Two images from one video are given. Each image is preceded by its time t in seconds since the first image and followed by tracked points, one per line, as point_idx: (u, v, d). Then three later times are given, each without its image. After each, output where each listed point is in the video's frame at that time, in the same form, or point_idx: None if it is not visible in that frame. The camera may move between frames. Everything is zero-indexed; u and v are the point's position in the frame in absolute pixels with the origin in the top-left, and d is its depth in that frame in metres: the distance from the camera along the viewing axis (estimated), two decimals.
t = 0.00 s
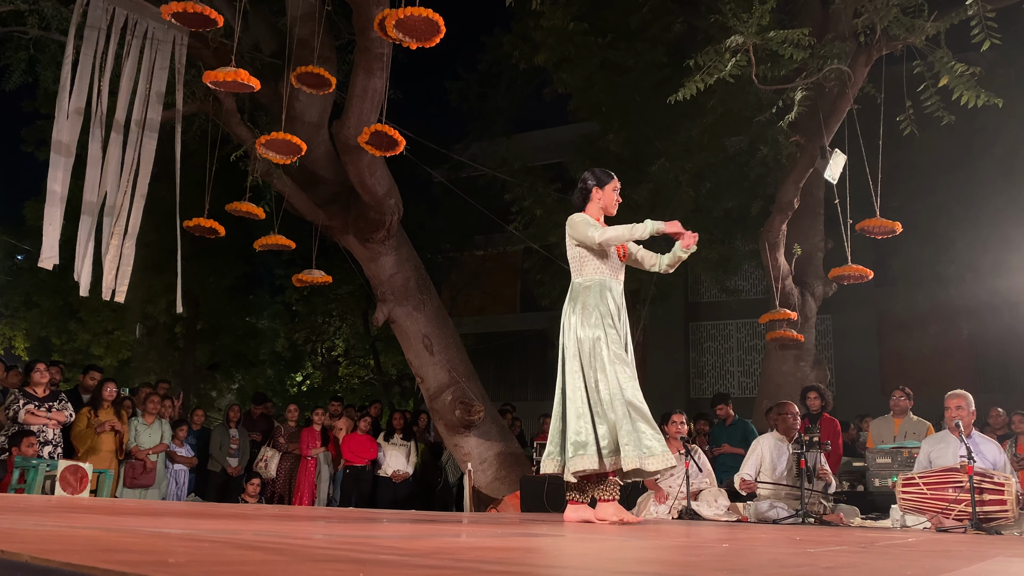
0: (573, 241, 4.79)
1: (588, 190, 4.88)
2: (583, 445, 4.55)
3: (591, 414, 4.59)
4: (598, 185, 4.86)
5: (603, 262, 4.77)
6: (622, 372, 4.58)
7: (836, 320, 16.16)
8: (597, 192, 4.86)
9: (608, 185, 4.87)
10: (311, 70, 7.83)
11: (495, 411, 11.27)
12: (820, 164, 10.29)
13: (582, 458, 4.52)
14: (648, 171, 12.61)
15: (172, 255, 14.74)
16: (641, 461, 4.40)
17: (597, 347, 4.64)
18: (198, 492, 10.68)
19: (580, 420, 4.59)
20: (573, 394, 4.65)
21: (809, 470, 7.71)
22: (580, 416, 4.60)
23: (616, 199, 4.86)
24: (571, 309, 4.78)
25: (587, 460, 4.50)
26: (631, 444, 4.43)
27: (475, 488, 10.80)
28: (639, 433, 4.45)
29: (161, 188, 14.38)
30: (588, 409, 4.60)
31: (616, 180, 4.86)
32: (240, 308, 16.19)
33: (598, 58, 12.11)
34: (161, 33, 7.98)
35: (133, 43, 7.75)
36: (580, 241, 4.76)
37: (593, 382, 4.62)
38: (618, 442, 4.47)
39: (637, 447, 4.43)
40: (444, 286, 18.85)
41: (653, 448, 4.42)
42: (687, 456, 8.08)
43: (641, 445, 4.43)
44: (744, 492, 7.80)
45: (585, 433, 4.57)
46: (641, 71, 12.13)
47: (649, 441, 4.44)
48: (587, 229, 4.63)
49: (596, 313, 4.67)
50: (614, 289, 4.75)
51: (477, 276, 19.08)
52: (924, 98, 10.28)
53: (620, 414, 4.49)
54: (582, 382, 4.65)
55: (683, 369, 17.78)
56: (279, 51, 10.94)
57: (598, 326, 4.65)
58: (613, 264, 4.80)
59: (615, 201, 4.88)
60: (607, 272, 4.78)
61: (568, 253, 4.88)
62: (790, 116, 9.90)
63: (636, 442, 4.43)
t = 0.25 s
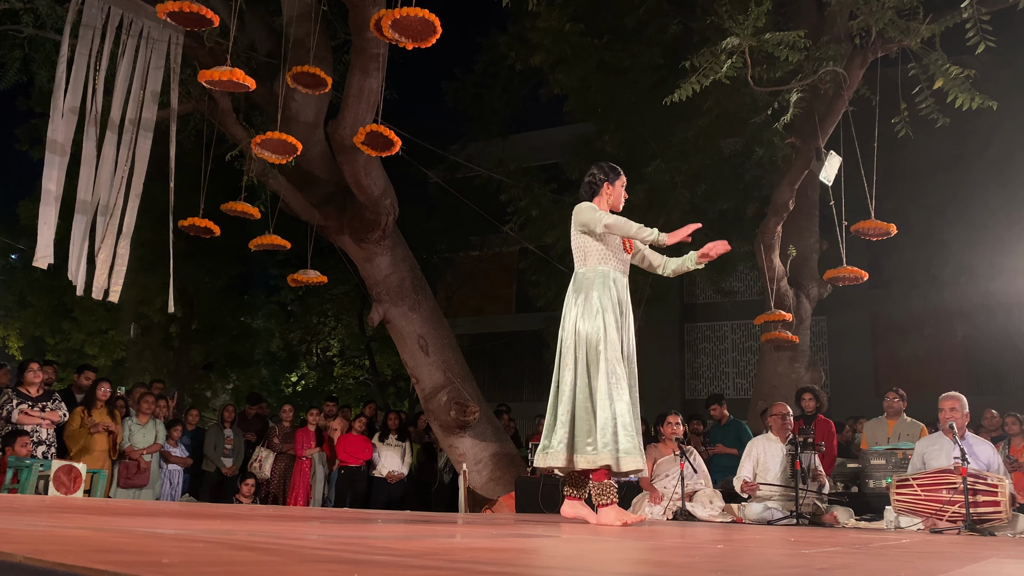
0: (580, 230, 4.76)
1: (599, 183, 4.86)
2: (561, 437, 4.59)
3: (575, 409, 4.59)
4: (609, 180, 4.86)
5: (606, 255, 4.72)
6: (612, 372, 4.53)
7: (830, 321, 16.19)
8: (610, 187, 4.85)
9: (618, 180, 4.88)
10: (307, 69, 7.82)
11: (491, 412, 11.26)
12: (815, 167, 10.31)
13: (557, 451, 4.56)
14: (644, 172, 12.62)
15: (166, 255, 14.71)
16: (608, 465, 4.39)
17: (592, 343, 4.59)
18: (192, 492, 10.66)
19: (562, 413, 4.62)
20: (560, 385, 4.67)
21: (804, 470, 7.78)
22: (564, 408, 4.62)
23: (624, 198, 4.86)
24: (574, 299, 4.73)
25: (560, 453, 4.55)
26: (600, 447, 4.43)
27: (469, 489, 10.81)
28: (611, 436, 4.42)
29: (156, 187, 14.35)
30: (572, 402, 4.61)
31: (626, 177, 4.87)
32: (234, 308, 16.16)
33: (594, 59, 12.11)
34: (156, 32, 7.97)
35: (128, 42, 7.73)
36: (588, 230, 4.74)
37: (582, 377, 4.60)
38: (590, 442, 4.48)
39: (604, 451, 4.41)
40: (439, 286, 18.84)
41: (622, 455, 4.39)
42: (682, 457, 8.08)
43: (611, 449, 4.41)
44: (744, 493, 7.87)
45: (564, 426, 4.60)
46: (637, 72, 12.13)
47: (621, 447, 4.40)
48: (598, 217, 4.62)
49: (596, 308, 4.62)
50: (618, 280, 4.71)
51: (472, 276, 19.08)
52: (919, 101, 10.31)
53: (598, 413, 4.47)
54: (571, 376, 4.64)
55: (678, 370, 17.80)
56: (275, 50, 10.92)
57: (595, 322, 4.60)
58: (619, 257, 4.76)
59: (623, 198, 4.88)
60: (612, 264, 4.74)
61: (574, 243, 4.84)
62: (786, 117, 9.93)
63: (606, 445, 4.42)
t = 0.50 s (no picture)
0: (581, 232, 4.74)
1: (598, 185, 4.83)
2: (553, 437, 4.56)
3: (569, 408, 4.57)
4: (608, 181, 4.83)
5: (608, 257, 4.72)
6: (608, 373, 4.48)
7: (824, 322, 16.24)
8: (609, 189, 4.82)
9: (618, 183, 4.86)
10: (302, 69, 7.80)
11: (486, 413, 11.25)
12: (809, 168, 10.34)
13: (548, 450, 4.53)
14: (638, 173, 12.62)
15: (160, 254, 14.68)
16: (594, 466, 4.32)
17: (591, 343, 4.56)
18: (186, 492, 10.63)
19: (556, 412, 4.60)
20: (557, 385, 4.66)
21: (798, 471, 7.81)
22: (559, 408, 4.60)
23: (625, 202, 4.84)
24: (575, 299, 4.72)
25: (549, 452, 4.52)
26: (587, 447, 4.36)
27: (464, 490, 10.80)
28: (599, 437, 4.36)
29: (150, 187, 14.31)
30: (567, 402, 4.59)
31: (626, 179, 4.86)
32: (228, 308, 16.13)
33: (590, 60, 12.14)
34: (151, 31, 7.95)
35: (122, 42, 7.71)
36: (588, 231, 4.72)
37: (578, 377, 4.59)
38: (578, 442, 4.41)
39: (589, 452, 4.34)
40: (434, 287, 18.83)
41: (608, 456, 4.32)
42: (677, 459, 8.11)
43: (598, 449, 4.34)
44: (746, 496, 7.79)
45: (557, 425, 4.58)
46: (632, 73, 12.14)
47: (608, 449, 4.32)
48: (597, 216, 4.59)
49: (595, 308, 4.60)
50: (619, 283, 4.70)
51: (467, 277, 19.07)
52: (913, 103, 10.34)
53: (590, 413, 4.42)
54: (567, 375, 4.63)
55: (672, 371, 17.82)
56: (270, 50, 10.92)
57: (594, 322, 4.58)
58: (619, 258, 4.76)
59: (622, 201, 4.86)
60: (612, 267, 4.73)
61: (574, 244, 4.83)
62: (780, 119, 9.96)
63: (593, 446, 4.35)
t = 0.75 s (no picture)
0: (581, 234, 4.74)
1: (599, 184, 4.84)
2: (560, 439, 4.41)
3: (577, 410, 4.46)
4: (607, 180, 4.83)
5: (609, 258, 4.73)
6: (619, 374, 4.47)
7: (817, 324, 16.28)
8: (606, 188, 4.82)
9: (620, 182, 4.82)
10: (296, 70, 7.79)
11: (479, 413, 11.25)
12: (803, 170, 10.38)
13: (556, 454, 4.37)
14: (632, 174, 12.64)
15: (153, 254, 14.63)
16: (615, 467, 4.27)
17: (599, 342, 4.52)
18: (178, 493, 10.61)
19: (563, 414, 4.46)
20: (560, 386, 4.53)
21: (791, 472, 7.86)
22: (566, 409, 4.47)
23: (625, 203, 4.81)
24: (578, 301, 4.66)
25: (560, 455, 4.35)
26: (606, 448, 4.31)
27: (457, 490, 10.79)
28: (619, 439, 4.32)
29: (143, 186, 14.27)
30: (575, 404, 4.47)
31: (627, 178, 4.82)
32: (221, 308, 16.10)
33: (584, 61, 12.17)
34: (144, 31, 7.94)
35: (116, 41, 7.70)
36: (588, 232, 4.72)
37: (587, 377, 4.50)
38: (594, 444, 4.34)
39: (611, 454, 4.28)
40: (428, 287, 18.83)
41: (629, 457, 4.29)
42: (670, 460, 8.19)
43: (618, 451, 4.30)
44: (739, 497, 7.76)
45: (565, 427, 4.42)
46: (626, 74, 12.16)
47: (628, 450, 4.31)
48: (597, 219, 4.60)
49: (602, 309, 4.58)
50: (619, 284, 4.69)
51: (461, 277, 19.07)
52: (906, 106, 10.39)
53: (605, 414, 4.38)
54: (573, 376, 4.52)
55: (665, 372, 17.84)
56: (264, 50, 10.90)
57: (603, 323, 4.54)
58: (620, 260, 4.76)
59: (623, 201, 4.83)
60: (612, 267, 4.73)
61: (575, 244, 4.84)
62: (774, 121, 9.98)
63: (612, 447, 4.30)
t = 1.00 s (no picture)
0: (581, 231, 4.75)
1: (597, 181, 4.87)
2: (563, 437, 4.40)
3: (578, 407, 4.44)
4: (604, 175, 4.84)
5: (607, 257, 4.72)
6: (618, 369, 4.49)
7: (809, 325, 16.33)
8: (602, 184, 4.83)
9: (617, 176, 4.80)
10: (289, 69, 7.77)
11: (472, 414, 11.25)
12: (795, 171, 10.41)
13: (574, 447, 4.33)
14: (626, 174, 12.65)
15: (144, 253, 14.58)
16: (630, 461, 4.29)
17: (604, 337, 4.53)
18: (169, 493, 10.57)
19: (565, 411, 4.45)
20: (570, 381, 4.50)
21: (783, 473, 7.85)
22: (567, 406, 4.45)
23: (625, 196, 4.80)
24: (575, 298, 4.67)
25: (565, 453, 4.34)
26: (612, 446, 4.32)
27: (450, 490, 10.78)
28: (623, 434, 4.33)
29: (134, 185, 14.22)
30: (585, 398, 4.46)
31: (626, 170, 4.78)
32: (213, 308, 16.05)
33: (577, 62, 12.18)
34: (136, 29, 7.91)
35: (108, 39, 7.66)
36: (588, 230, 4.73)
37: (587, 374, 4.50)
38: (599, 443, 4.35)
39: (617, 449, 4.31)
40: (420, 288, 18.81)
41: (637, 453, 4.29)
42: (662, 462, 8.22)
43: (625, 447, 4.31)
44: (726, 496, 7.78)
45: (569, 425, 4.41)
46: (620, 75, 12.18)
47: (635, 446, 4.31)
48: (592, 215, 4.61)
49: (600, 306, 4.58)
50: (617, 283, 4.70)
51: (453, 277, 19.06)
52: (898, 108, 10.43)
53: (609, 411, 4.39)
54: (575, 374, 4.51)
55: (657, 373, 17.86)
56: (257, 49, 10.88)
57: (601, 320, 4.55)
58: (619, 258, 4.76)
59: (623, 193, 4.82)
60: (611, 266, 4.74)
61: (576, 243, 4.83)
62: (766, 122, 10.02)
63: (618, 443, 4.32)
